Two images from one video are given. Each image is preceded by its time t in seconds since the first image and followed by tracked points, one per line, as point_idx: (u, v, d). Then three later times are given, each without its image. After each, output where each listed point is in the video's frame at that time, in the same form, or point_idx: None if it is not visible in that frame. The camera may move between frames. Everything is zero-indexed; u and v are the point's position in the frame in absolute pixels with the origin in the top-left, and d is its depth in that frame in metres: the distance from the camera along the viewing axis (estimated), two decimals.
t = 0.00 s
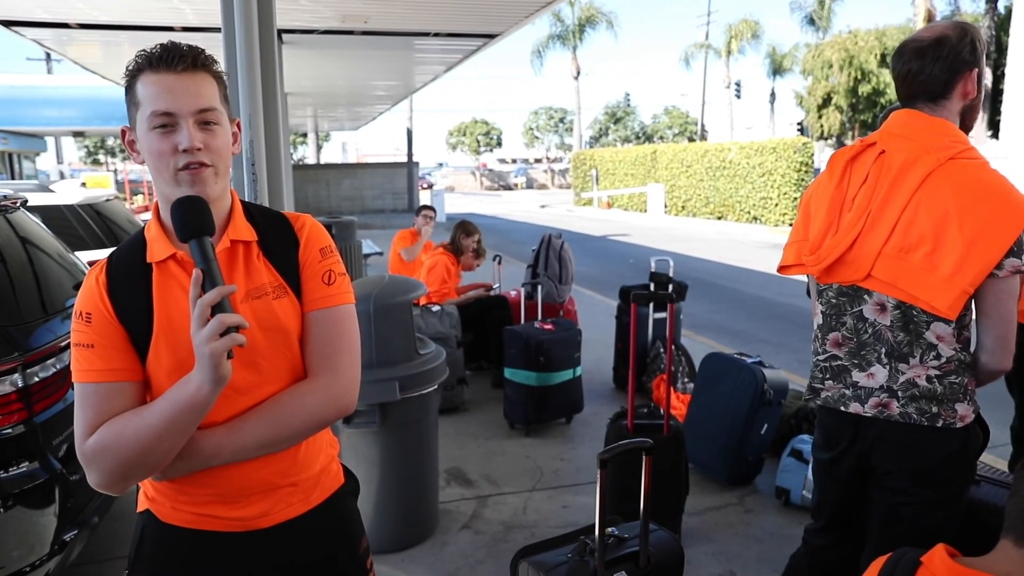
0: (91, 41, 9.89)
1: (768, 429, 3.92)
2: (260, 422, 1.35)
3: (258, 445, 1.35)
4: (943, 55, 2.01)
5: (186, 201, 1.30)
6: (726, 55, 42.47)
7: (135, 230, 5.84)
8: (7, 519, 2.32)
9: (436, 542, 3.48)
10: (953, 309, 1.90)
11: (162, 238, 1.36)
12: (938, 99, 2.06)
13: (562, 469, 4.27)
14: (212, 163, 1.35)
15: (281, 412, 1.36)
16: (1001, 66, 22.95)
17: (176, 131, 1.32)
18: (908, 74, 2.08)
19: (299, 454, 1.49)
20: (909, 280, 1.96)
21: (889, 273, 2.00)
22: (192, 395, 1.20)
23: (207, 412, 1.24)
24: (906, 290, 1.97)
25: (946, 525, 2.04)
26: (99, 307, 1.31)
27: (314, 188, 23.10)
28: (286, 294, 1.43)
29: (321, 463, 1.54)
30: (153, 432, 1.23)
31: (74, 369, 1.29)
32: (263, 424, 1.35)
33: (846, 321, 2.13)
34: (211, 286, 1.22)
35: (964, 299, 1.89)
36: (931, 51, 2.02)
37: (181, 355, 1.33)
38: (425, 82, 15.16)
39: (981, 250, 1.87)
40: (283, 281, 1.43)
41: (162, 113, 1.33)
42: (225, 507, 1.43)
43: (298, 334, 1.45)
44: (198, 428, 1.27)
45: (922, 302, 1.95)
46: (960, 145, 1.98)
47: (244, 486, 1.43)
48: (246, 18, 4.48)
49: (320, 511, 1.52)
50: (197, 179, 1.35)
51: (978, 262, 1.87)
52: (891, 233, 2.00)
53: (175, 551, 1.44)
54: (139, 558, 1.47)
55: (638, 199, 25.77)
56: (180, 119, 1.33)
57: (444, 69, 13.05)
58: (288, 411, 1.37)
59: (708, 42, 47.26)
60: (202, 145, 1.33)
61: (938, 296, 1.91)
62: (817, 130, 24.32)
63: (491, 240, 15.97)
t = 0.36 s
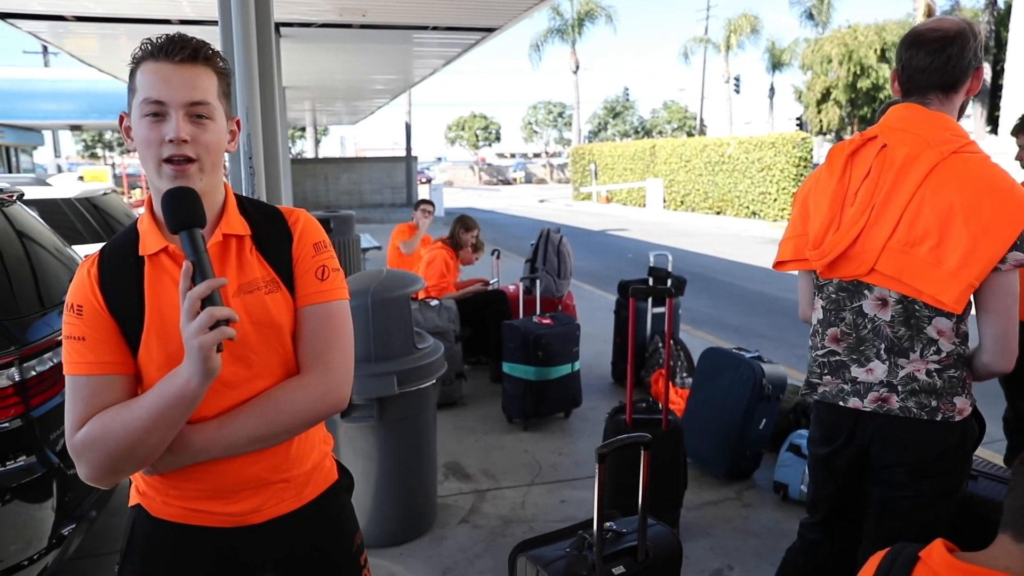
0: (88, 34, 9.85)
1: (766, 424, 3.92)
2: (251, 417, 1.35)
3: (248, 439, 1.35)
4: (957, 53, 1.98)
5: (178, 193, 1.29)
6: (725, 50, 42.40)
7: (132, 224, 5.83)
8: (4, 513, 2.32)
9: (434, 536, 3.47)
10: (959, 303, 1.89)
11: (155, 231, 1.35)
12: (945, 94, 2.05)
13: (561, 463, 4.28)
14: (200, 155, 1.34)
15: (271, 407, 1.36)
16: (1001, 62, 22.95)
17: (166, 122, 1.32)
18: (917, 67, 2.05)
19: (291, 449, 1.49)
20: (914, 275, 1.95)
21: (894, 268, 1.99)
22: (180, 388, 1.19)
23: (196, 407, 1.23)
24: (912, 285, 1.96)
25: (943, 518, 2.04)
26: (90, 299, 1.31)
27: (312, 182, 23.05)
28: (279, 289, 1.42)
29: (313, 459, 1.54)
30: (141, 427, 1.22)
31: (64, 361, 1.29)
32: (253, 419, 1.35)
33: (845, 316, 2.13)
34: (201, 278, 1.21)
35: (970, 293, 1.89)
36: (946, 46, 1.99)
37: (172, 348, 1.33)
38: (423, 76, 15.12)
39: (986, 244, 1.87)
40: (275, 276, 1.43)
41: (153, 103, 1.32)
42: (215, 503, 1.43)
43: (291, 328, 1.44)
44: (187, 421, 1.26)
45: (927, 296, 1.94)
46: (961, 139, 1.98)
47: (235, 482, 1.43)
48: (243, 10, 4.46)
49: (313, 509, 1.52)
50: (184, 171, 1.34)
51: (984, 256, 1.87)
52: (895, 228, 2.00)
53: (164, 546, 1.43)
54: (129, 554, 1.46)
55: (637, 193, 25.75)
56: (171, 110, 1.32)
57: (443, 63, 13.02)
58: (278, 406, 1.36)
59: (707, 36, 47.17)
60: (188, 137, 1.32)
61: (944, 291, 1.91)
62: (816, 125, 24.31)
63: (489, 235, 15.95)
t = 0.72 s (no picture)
0: (93, 34, 9.87)
1: (768, 425, 3.92)
2: (259, 414, 1.35)
3: (257, 437, 1.35)
4: (953, 52, 1.99)
5: (192, 191, 1.29)
6: (728, 49, 42.33)
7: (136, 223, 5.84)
8: (9, 511, 2.33)
9: (437, 535, 3.48)
10: (965, 302, 1.91)
11: (163, 230, 1.36)
12: (945, 94, 2.05)
13: (563, 463, 4.28)
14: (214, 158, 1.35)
15: (279, 404, 1.36)
16: (1005, 61, 22.88)
17: (182, 124, 1.32)
18: (915, 67, 2.06)
19: (296, 446, 1.49)
20: (920, 273, 1.96)
21: (900, 267, 1.99)
22: (194, 385, 1.20)
23: (208, 404, 1.24)
24: (916, 283, 1.96)
25: (945, 518, 2.04)
26: (99, 296, 1.31)
27: (315, 181, 23.05)
28: (286, 288, 1.43)
29: (317, 456, 1.54)
30: (153, 423, 1.22)
31: (72, 359, 1.28)
32: (262, 416, 1.35)
33: (850, 315, 2.13)
34: (217, 279, 1.22)
35: (976, 291, 1.89)
36: (941, 45, 2.00)
37: (182, 346, 1.33)
38: (427, 76, 15.13)
39: (990, 242, 1.87)
40: (282, 275, 1.43)
41: (171, 105, 1.32)
42: (223, 501, 1.43)
43: (298, 327, 1.45)
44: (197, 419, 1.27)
45: (933, 294, 1.94)
46: (965, 138, 1.99)
47: (242, 479, 1.43)
48: (247, 10, 4.47)
49: (317, 505, 1.53)
50: (198, 172, 1.34)
51: (989, 254, 1.87)
52: (900, 227, 1.99)
53: (169, 545, 1.44)
54: (135, 553, 1.47)
55: (640, 193, 25.74)
56: (188, 113, 1.32)
57: (446, 62, 13.03)
58: (287, 404, 1.37)
59: (710, 36, 47.10)
60: (205, 140, 1.32)
61: (951, 289, 1.92)
62: (820, 124, 24.27)
63: (492, 234, 15.96)
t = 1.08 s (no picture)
0: (93, 39, 9.89)
1: (769, 428, 3.93)
2: (271, 415, 1.36)
3: (270, 439, 1.36)
4: (946, 56, 2.00)
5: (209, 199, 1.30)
6: (728, 53, 42.39)
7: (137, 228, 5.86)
8: (11, 517, 2.34)
9: (438, 540, 3.48)
10: (959, 307, 1.90)
11: (174, 235, 1.36)
12: (939, 99, 2.06)
13: (564, 467, 4.28)
14: (231, 165, 1.36)
15: (292, 406, 1.37)
16: (1004, 64, 22.91)
17: (202, 131, 1.33)
18: (909, 72, 2.07)
19: (302, 449, 1.51)
20: (914, 279, 1.96)
21: (894, 272, 2.00)
22: (212, 389, 1.21)
23: (224, 408, 1.25)
24: (911, 288, 1.97)
25: (945, 521, 2.05)
26: (111, 301, 1.30)
27: (315, 186, 23.09)
28: (293, 291, 1.44)
29: (320, 458, 1.56)
30: (170, 428, 1.23)
31: (83, 363, 1.28)
32: (274, 419, 1.36)
33: (847, 321, 2.14)
34: (237, 286, 1.24)
35: (970, 297, 1.90)
36: (934, 50, 2.01)
37: (195, 350, 1.34)
38: (426, 80, 15.15)
39: (986, 247, 1.88)
40: (290, 279, 1.44)
41: (189, 111, 1.33)
42: (231, 503, 1.44)
43: (305, 331, 1.46)
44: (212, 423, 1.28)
45: (928, 299, 1.95)
46: (959, 142, 1.99)
47: (249, 481, 1.44)
48: (248, 16, 4.49)
49: (322, 506, 1.54)
50: (214, 179, 1.34)
51: (984, 259, 1.88)
52: (895, 232, 2.00)
53: (178, 549, 1.44)
54: (143, 559, 1.47)
55: (640, 197, 25.77)
56: (207, 120, 1.33)
57: (446, 67, 13.07)
58: (299, 406, 1.38)
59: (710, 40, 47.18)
60: (224, 148, 1.33)
61: (944, 294, 1.92)
62: (820, 128, 24.30)
63: (492, 238, 15.98)
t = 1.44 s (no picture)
0: (96, 41, 9.92)
1: (770, 430, 3.93)
2: (280, 415, 1.37)
3: (279, 439, 1.37)
4: (942, 60, 2.01)
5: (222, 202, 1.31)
6: (729, 56, 42.41)
7: (140, 230, 5.87)
8: (14, 517, 2.35)
9: (440, 541, 3.49)
10: (961, 308, 1.91)
11: (182, 237, 1.38)
12: (935, 102, 2.07)
13: (566, 469, 4.29)
14: (247, 168, 1.37)
15: (300, 407, 1.38)
16: (1005, 67, 22.91)
17: (221, 134, 1.34)
18: (905, 76, 2.08)
19: (306, 450, 1.52)
20: (914, 280, 1.97)
21: (895, 274, 2.00)
22: (225, 390, 1.22)
23: (235, 408, 1.26)
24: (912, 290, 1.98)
25: (946, 523, 2.05)
26: (121, 303, 1.31)
27: (317, 188, 23.13)
28: (300, 294, 1.45)
29: (323, 459, 1.57)
30: (183, 428, 1.25)
31: (94, 367, 1.29)
32: (283, 418, 1.37)
33: (847, 324, 2.14)
34: (251, 288, 1.25)
35: (971, 298, 1.91)
36: (930, 55, 2.02)
37: (205, 352, 1.36)
38: (428, 83, 15.18)
39: (986, 248, 1.89)
40: (297, 282, 1.45)
41: (208, 116, 1.34)
42: (238, 504, 1.45)
43: (311, 333, 1.47)
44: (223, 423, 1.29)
45: (929, 301, 1.96)
46: (957, 145, 2.00)
47: (256, 481, 1.45)
48: (251, 18, 4.51)
49: (325, 506, 1.55)
50: (231, 183, 1.36)
51: (985, 260, 1.89)
52: (895, 235, 2.01)
53: (185, 550, 1.45)
54: (150, 560, 1.47)
55: (641, 199, 25.79)
56: (227, 123, 1.35)
57: (448, 70, 13.10)
58: (307, 406, 1.39)
59: (711, 43, 47.22)
60: (242, 151, 1.35)
61: (945, 295, 1.92)
62: (821, 131, 24.31)
63: (493, 240, 15.99)
